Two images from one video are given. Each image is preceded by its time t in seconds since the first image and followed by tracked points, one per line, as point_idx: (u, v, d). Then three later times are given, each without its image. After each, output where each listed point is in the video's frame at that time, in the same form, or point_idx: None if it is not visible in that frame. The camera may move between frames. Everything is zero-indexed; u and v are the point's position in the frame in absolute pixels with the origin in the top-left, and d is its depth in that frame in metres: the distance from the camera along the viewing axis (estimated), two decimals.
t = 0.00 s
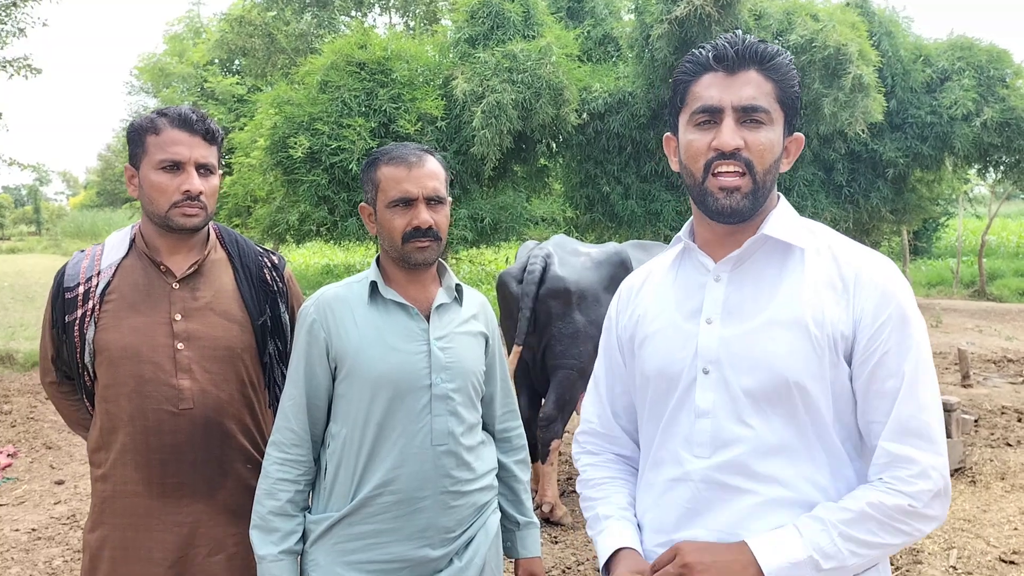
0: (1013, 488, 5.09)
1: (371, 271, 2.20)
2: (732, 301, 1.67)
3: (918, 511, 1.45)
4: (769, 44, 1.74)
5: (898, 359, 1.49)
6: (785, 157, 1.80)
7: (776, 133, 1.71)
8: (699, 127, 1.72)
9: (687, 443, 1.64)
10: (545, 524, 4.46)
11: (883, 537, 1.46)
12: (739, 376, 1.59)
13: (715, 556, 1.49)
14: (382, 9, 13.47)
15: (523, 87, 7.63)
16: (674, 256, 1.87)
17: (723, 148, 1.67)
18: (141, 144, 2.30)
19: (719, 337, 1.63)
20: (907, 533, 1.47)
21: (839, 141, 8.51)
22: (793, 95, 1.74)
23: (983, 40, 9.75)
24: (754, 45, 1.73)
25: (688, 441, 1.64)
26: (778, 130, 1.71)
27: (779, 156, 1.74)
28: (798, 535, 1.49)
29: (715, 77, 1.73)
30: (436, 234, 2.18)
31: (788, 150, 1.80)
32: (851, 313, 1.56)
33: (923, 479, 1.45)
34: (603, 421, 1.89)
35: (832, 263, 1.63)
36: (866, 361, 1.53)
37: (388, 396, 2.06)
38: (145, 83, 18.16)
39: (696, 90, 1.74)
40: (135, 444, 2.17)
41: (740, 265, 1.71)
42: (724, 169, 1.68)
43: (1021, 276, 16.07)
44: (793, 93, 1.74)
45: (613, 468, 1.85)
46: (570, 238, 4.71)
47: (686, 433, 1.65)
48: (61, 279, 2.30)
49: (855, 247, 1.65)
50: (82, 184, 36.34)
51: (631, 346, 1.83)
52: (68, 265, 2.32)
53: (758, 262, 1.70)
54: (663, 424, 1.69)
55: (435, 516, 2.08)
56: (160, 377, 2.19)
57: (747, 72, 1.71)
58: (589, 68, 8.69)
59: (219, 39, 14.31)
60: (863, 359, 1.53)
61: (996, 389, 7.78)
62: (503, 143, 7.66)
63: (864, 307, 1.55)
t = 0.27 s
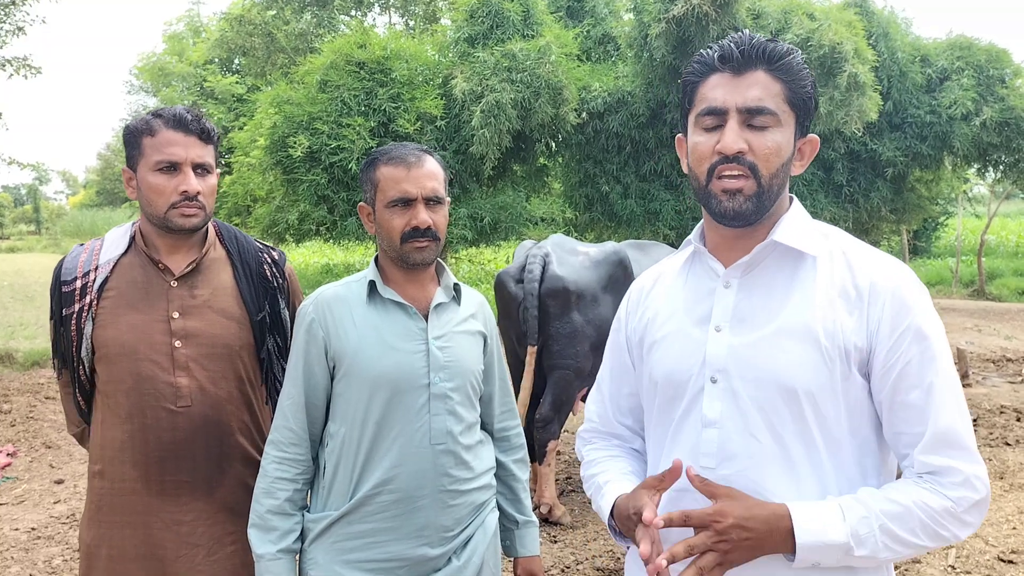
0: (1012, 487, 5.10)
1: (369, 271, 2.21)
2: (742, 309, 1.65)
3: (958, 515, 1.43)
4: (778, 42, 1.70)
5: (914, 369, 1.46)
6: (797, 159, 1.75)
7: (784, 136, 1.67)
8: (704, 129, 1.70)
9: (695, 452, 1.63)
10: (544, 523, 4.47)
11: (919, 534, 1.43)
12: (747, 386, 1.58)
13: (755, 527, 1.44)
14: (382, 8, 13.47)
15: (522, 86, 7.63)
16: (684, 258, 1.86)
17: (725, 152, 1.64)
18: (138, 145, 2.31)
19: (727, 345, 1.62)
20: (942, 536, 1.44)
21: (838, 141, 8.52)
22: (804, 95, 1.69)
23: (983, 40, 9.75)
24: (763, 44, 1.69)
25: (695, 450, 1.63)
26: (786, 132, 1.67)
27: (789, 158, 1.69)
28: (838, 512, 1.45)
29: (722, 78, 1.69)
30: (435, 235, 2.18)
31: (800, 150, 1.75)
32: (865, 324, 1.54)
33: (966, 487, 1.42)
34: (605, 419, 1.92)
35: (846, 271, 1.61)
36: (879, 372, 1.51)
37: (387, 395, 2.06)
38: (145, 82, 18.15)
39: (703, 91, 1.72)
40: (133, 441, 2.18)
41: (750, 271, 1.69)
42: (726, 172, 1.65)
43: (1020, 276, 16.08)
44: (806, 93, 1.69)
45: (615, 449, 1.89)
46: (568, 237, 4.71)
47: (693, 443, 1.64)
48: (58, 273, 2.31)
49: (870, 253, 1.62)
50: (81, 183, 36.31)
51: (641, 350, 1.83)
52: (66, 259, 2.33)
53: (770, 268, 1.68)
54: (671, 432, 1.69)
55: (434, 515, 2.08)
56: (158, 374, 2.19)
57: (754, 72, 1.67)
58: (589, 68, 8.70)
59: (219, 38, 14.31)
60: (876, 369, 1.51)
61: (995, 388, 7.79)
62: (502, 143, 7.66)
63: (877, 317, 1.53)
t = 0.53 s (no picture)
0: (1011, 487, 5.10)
1: (368, 268, 2.20)
2: (755, 308, 1.61)
3: (972, 516, 1.38)
4: (788, 33, 1.65)
5: (930, 373, 1.41)
6: (810, 153, 1.67)
7: (787, 127, 1.61)
8: (710, 121, 1.69)
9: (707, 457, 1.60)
10: (543, 523, 4.47)
11: (923, 527, 1.39)
12: (760, 388, 1.54)
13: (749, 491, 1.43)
14: (381, 7, 13.46)
15: (520, 85, 7.61)
16: (698, 256, 1.81)
17: (720, 141, 1.62)
18: (137, 144, 2.30)
19: (740, 346, 1.58)
20: (951, 535, 1.39)
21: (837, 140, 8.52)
22: (814, 84, 1.62)
23: (982, 39, 9.74)
24: (773, 34, 1.64)
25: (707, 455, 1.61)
26: (789, 123, 1.61)
27: (795, 150, 1.63)
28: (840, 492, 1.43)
29: (729, 69, 1.68)
30: (434, 233, 2.18)
31: (814, 146, 1.67)
32: (880, 324, 1.49)
33: (979, 487, 1.37)
34: (620, 414, 1.87)
35: (862, 269, 1.56)
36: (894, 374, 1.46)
37: (385, 394, 2.05)
38: (143, 81, 18.13)
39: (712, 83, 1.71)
40: (129, 439, 2.17)
41: (762, 270, 1.65)
42: (722, 162, 1.63)
43: (1019, 276, 16.09)
44: (816, 83, 1.62)
45: (632, 438, 1.84)
46: (563, 237, 4.68)
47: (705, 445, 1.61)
48: (61, 274, 2.29)
49: (887, 251, 1.57)
50: (80, 182, 36.25)
51: (653, 348, 1.79)
52: (68, 261, 2.32)
53: (783, 266, 1.64)
54: (682, 433, 1.66)
55: (431, 515, 2.07)
56: (155, 371, 2.19)
57: (759, 62, 1.64)
58: (588, 66, 8.70)
59: (218, 36, 14.31)
60: (890, 372, 1.47)
61: (993, 388, 7.80)
62: (500, 142, 7.65)
63: (892, 318, 1.48)
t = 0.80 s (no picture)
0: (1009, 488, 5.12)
1: (366, 270, 2.20)
2: (771, 309, 1.61)
3: (989, 516, 1.32)
4: (793, 33, 1.63)
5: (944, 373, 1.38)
6: (823, 152, 1.65)
7: (796, 129, 1.60)
8: (719, 127, 1.68)
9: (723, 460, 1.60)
10: (540, 524, 4.48)
11: (935, 521, 1.34)
12: (775, 391, 1.54)
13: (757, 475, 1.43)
14: (379, 8, 13.47)
15: (519, 86, 7.62)
16: (717, 258, 1.81)
17: (729, 147, 1.61)
18: (126, 151, 2.28)
19: (756, 347, 1.58)
20: (967, 533, 1.33)
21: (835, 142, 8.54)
22: (824, 84, 1.60)
23: (980, 40, 9.77)
24: (780, 35, 1.62)
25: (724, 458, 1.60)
26: (797, 126, 1.60)
27: (806, 152, 1.61)
28: (848, 481, 1.41)
29: (735, 73, 1.66)
30: (432, 235, 2.18)
31: (826, 144, 1.64)
32: (895, 325, 1.47)
33: (994, 485, 1.31)
34: (641, 414, 1.88)
35: (878, 270, 1.54)
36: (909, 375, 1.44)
37: (384, 394, 2.06)
38: (141, 81, 18.13)
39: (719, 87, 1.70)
40: (122, 434, 2.19)
41: (778, 271, 1.64)
42: (732, 168, 1.62)
43: (1017, 277, 16.12)
44: (823, 84, 1.59)
45: (653, 436, 1.85)
46: (560, 237, 4.71)
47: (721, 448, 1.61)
48: (57, 274, 2.28)
49: (903, 251, 1.54)
50: (78, 182, 36.21)
51: (673, 350, 1.80)
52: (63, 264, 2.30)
53: (799, 267, 1.62)
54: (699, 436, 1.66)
55: (428, 515, 2.08)
56: (149, 367, 2.20)
57: (765, 65, 1.62)
58: (586, 68, 8.71)
59: (217, 36, 14.32)
60: (906, 372, 1.44)
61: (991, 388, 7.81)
62: (499, 142, 7.66)
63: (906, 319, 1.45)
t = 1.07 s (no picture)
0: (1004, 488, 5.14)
1: (363, 271, 2.21)
2: (791, 313, 1.63)
3: (1005, 532, 1.34)
4: (824, 33, 1.63)
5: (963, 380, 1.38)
6: (851, 154, 1.68)
7: (834, 132, 1.61)
8: (751, 129, 1.66)
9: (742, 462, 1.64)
10: (537, 524, 4.49)
11: (954, 542, 1.36)
12: (793, 394, 1.57)
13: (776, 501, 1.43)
14: (377, 9, 13.47)
15: (516, 86, 7.63)
16: (740, 260, 1.85)
17: (770, 151, 1.60)
18: (112, 164, 2.27)
19: (775, 350, 1.61)
20: (987, 553, 1.35)
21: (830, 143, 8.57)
22: (857, 88, 1.63)
23: (976, 41, 9.81)
24: (811, 36, 1.62)
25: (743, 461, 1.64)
26: (835, 129, 1.61)
27: (842, 154, 1.63)
28: (865, 500, 1.42)
29: (769, 74, 1.66)
30: (430, 236, 2.19)
31: (853, 145, 1.68)
32: (916, 330, 1.47)
33: (1014, 503, 1.33)
34: (664, 417, 1.93)
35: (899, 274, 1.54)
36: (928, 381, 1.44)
37: (381, 395, 2.07)
38: (138, 81, 18.11)
39: (749, 88, 1.68)
40: (120, 431, 2.19)
41: (800, 274, 1.66)
42: (773, 172, 1.61)
43: (1013, 277, 16.16)
44: (857, 85, 1.62)
45: (676, 440, 1.90)
46: (552, 238, 4.69)
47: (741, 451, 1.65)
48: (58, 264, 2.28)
49: (929, 255, 1.54)
50: (74, 182, 36.15)
51: (698, 352, 1.84)
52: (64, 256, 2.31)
53: (820, 270, 1.64)
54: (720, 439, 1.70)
55: (425, 516, 2.09)
56: (149, 364, 2.20)
57: (804, 67, 1.62)
58: (583, 68, 8.73)
59: (214, 36, 14.32)
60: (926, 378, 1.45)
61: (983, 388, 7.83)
62: (496, 143, 7.68)
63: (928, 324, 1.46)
